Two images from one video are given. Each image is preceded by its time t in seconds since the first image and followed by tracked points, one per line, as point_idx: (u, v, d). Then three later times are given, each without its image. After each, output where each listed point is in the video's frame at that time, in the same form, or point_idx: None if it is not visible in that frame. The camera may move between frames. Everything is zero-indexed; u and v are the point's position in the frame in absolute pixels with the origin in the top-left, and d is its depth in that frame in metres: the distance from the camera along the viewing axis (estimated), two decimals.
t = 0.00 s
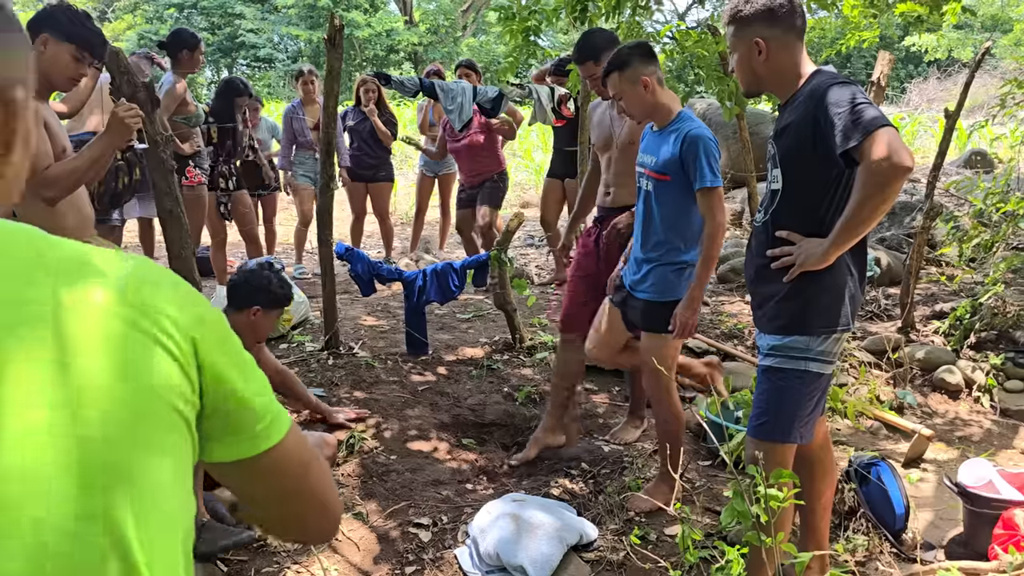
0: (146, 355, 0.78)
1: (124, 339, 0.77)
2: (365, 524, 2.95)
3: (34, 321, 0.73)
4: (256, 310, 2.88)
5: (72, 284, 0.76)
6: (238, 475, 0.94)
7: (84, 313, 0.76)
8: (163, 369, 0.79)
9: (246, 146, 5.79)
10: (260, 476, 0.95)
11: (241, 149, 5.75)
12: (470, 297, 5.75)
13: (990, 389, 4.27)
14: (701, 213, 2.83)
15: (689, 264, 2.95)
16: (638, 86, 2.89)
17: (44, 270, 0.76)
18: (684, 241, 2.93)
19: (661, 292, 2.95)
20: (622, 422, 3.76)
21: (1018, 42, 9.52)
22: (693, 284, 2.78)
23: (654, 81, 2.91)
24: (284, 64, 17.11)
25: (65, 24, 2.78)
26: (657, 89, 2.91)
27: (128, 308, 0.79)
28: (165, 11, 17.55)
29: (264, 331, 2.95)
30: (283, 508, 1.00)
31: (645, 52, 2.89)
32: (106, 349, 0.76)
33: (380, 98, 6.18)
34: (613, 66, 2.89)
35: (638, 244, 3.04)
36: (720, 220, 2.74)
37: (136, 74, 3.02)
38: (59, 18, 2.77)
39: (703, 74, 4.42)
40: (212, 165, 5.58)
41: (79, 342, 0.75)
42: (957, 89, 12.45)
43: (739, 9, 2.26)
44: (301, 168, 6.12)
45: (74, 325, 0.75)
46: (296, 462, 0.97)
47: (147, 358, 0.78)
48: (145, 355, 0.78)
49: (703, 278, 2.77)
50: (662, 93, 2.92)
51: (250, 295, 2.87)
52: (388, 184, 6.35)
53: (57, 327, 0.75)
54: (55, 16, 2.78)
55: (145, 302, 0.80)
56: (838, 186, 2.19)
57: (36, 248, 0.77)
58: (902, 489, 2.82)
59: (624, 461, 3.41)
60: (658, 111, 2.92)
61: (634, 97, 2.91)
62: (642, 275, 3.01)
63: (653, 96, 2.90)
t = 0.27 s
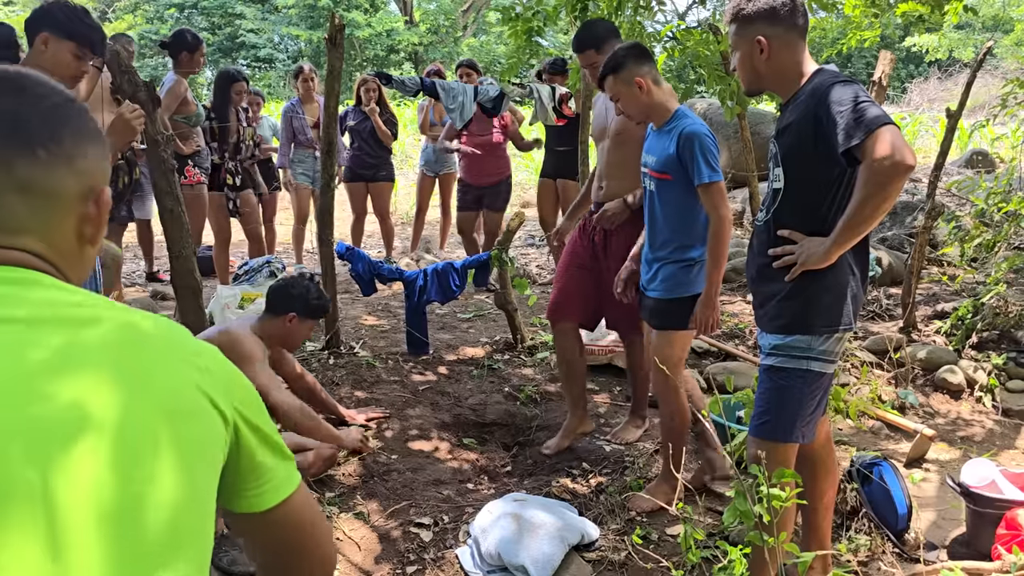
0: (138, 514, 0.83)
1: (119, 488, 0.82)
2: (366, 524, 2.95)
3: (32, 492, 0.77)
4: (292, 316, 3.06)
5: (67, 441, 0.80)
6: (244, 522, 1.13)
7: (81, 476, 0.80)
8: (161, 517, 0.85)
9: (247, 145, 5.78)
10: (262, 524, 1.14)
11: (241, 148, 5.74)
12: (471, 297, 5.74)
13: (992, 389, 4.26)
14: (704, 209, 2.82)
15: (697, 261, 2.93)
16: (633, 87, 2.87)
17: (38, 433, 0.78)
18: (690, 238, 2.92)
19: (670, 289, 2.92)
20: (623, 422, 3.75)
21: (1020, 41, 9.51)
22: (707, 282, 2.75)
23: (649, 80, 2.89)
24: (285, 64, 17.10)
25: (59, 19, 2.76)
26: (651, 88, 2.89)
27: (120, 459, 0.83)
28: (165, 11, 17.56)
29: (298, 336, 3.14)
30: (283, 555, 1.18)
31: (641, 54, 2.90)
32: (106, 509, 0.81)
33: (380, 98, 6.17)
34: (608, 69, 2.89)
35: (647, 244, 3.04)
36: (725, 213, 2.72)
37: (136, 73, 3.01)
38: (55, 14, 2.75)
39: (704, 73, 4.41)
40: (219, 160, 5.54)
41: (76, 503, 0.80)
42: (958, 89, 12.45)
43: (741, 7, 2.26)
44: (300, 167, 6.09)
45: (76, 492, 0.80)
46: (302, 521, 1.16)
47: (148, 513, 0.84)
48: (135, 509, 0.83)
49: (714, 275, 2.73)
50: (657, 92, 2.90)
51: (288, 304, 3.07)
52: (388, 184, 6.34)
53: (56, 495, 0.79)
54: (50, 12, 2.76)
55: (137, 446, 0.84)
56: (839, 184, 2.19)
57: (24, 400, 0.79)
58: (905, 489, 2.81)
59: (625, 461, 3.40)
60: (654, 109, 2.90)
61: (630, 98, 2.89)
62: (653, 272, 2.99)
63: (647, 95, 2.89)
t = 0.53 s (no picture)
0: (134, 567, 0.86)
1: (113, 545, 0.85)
2: (366, 524, 2.94)
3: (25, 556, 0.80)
4: (335, 333, 3.11)
5: (66, 501, 0.83)
6: (249, 534, 1.22)
7: (76, 535, 0.83)
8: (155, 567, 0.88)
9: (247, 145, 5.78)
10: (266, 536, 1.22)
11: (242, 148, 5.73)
12: (471, 297, 5.74)
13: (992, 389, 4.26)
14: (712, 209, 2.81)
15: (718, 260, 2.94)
16: (640, 94, 2.88)
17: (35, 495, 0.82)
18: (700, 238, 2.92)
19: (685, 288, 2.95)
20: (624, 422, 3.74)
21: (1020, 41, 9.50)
22: (702, 276, 2.78)
23: (657, 88, 2.89)
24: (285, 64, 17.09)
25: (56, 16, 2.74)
26: (660, 95, 2.89)
27: (116, 517, 0.85)
28: (166, 11, 17.56)
29: (337, 355, 3.18)
30: (283, 569, 1.27)
31: (650, 60, 2.90)
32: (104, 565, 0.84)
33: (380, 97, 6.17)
34: (618, 75, 2.91)
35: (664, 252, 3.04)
36: (733, 211, 2.72)
37: (137, 74, 3.01)
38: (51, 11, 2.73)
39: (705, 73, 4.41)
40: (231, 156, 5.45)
41: (72, 566, 0.83)
42: (959, 90, 12.44)
43: (743, 7, 2.26)
44: (300, 166, 6.09)
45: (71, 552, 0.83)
46: (302, 538, 1.26)
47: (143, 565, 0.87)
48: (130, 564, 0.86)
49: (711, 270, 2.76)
50: (664, 100, 2.90)
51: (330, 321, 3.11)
52: (389, 184, 6.34)
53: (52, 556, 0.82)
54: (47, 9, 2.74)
55: (132, 501, 0.87)
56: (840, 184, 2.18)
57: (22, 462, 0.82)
58: (905, 489, 2.81)
59: (625, 461, 3.39)
60: (660, 116, 2.90)
61: (637, 105, 2.90)
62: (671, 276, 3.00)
63: (654, 102, 2.89)
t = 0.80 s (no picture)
0: None
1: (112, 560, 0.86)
2: (364, 524, 2.94)
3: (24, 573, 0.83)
4: (335, 330, 3.13)
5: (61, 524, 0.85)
6: (248, 520, 1.26)
7: (74, 553, 0.85)
8: None
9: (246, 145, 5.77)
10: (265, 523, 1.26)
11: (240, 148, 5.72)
12: (470, 297, 5.74)
13: (991, 390, 4.26)
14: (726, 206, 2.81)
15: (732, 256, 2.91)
16: (648, 96, 2.89)
17: (33, 511, 0.84)
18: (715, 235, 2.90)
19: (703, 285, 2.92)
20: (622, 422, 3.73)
21: (1019, 42, 9.51)
22: (720, 272, 2.77)
23: (665, 90, 2.90)
24: (283, 64, 17.08)
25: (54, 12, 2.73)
26: (667, 99, 2.91)
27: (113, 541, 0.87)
28: (164, 11, 17.58)
29: (337, 354, 3.20)
30: (278, 551, 1.32)
31: (660, 64, 2.91)
32: None
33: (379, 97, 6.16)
34: (625, 77, 2.92)
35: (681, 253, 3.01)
36: (748, 209, 2.71)
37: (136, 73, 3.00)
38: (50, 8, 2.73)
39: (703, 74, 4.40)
40: (244, 154, 5.46)
41: None
42: (957, 91, 12.46)
43: (742, 7, 2.26)
44: (298, 167, 6.08)
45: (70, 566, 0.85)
46: (299, 526, 1.30)
47: None
48: None
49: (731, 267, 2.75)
50: (673, 102, 2.91)
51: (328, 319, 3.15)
52: (387, 184, 6.33)
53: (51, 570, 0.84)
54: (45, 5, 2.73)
55: (130, 515, 0.88)
56: (840, 185, 2.18)
57: (20, 478, 0.85)
58: (904, 490, 2.81)
59: (624, 461, 3.38)
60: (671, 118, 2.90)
61: (645, 106, 2.91)
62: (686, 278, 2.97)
63: (662, 106, 2.90)
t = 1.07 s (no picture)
0: None
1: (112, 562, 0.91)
2: (365, 524, 2.94)
3: None
4: (346, 339, 3.14)
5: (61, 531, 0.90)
6: (254, 522, 1.29)
7: (73, 558, 0.90)
8: None
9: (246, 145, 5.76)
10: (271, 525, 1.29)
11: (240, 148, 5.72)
12: (470, 297, 5.73)
13: (992, 390, 4.26)
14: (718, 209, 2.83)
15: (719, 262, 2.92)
16: (652, 90, 2.90)
17: (36, 520, 0.90)
18: (704, 237, 2.91)
19: (700, 290, 2.89)
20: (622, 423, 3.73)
21: (1019, 42, 9.51)
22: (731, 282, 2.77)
23: (669, 85, 2.91)
24: (284, 64, 17.06)
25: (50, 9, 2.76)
26: (671, 94, 2.92)
27: (111, 546, 0.91)
28: (165, 11, 17.57)
29: (348, 361, 3.21)
30: (283, 555, 1.34)
31: (665, 59, 2.91)
32: None
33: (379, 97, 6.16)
34: (631, 68, 2.93)
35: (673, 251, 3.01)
36: (739, 212, 2.74)
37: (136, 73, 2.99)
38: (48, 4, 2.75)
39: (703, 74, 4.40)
40: (255, 156, 5.54)
41: None
42: (958, 91, 12.45)
43: (742, 7, 2.26)
44: (298, 166, 6.08)
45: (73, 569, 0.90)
46: (304, 527, 1.32)
47: None
48: None
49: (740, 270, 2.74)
50: (676, 98, 2.92)
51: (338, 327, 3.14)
52: (387, 184, 6.33)
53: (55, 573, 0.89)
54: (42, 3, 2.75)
55: (129, 519, 0.93)
56: (839, 186, 2.18)
57: (23, 487, 0.90)
58: (904, 491, 2.81)
59: (625, 461, 3.38)
60: (670, 113, 2.91)
61: (648, 101, 2.92)
62: (679, 277, 2.98)
63: (665, 101, 2.91)
